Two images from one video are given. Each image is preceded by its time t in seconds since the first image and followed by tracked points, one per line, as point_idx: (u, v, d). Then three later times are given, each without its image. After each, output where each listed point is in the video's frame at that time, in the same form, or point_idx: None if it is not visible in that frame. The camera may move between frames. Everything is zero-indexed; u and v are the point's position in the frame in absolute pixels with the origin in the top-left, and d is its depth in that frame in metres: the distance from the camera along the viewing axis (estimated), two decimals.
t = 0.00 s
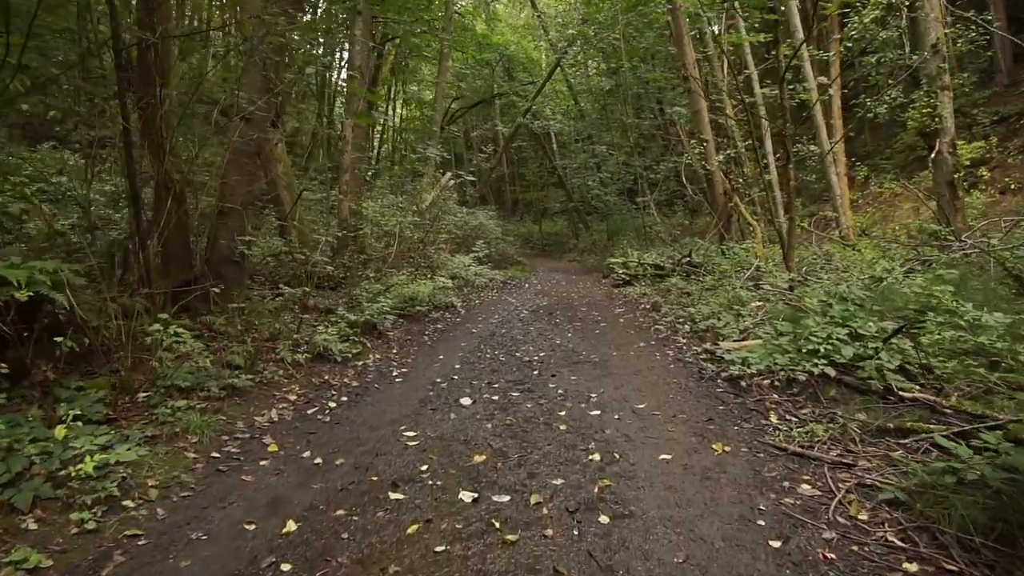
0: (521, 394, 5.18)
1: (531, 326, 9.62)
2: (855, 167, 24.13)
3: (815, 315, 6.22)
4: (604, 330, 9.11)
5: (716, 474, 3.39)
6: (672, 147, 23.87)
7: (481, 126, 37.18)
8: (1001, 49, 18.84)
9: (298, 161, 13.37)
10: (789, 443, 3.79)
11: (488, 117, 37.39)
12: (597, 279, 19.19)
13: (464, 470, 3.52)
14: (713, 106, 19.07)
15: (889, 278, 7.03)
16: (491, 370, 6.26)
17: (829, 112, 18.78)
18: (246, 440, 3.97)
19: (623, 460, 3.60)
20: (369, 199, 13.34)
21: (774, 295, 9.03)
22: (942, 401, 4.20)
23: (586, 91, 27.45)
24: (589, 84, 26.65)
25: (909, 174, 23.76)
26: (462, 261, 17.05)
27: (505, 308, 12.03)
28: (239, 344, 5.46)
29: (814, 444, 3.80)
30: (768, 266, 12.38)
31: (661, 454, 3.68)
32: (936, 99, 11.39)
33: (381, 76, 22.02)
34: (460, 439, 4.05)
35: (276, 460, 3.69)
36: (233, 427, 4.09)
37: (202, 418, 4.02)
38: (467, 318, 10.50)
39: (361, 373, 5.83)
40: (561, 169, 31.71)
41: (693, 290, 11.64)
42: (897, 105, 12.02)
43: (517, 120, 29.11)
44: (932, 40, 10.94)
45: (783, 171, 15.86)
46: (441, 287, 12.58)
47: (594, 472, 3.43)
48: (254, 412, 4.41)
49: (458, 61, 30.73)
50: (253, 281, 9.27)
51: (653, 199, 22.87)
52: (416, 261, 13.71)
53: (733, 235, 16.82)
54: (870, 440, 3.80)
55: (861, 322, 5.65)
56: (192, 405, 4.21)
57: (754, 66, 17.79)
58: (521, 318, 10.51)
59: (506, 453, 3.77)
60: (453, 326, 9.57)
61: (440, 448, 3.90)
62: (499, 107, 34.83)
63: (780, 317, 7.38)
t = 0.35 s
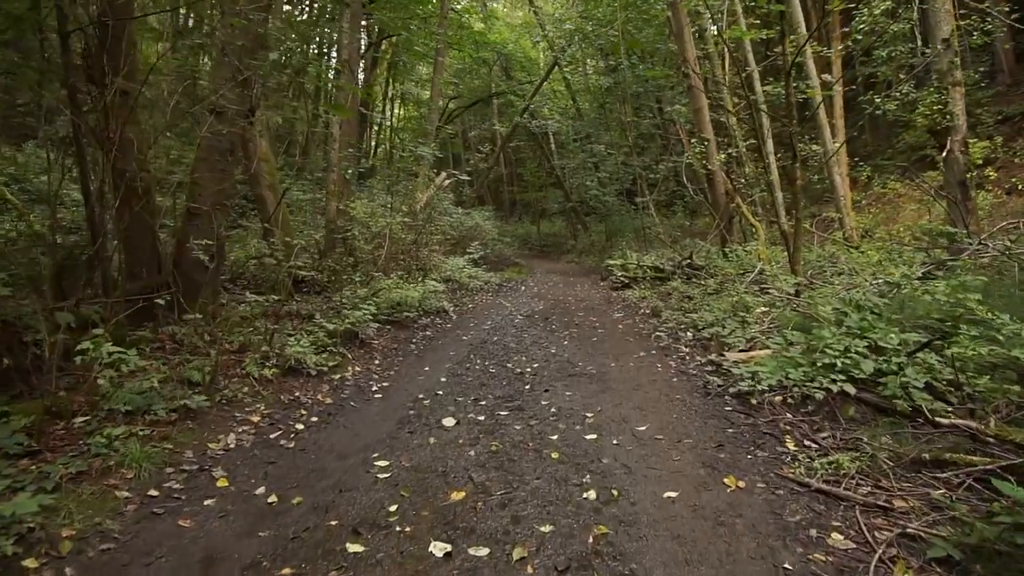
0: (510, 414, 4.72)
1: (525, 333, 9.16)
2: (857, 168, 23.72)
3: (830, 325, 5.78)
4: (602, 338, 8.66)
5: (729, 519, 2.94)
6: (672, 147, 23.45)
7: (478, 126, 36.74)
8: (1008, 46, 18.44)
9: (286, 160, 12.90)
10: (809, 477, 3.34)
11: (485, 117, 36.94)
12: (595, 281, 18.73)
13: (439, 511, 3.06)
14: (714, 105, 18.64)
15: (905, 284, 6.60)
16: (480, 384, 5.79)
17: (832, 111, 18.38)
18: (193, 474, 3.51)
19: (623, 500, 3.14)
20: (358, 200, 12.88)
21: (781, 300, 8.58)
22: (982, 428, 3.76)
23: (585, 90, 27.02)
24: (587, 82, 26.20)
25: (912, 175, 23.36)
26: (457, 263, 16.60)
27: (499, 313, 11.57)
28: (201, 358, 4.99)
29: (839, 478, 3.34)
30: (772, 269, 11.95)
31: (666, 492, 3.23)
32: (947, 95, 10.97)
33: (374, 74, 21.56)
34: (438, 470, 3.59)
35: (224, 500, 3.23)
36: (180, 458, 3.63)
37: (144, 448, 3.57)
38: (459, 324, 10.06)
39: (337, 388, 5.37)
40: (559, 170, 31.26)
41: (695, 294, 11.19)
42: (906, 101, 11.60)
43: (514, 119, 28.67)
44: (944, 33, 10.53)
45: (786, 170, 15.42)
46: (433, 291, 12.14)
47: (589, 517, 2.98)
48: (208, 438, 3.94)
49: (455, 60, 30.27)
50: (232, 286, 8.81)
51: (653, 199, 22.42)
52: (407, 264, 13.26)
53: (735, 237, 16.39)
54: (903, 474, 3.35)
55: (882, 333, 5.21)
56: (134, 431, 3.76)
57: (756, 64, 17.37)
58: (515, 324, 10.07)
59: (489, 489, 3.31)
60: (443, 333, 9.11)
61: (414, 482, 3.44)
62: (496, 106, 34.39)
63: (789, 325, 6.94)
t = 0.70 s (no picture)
0: (503, 427, 4.24)
1: (523, 334, 8.69)
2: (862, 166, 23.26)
3: (854, 327, 5.30)
4: (604, 339, 8.18)
5: (759, 566, 2.50)
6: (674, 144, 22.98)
7: (477, 123, 36.24)
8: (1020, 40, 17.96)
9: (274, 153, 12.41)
10: (848, 509, 2.89)
11: (484, 114, 36.44)
12: (595, 280, 18.25)
13: (414, 555, 2.61)
14: (718, 100, 18.15)
15: (932, 284, 6.12)
16: (472, 392, 5.30)
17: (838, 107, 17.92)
18: (130, 503, 3.05)
19: (631, 541, 2.70)
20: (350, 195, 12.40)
21: (794, 301, 8.09)
22: None
23: (585, 86, 26.54)
24: (587, 77, 25.70)
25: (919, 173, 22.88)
26: (453, 261, 16.11)
27: (495, 313, 11.09)
28: (160, 365, 4.51)
29: (886, 511, 2.89)
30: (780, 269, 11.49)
31: (682, 530, 2.78)
32: (965, 86, 10.49)
33: (369, 68, 21.05)
34: (416, 498, 3.13)
35: (164, 538, 2.77)
36: (117, 486, 3.16)
37: (73, 473, 3.11)
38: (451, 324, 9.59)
39: (314, 396, 4.88)
40: (558, 167, 30.78)
41: (700, 294, 10.73)
42: (921, 93, 11.12)
43: (513, 116, 28.19)
44: (962, 21, 10.05)
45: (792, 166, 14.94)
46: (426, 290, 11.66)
47: (591, 563, 2.53)
48: (154, 459, 3.47)
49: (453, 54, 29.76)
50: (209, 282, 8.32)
51: (654, 197, 21.94)
52: (401, 262, 12.77)
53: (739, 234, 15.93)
54: (963, 508, 2.92)
55: (914, 337, 4.74)
56: (64, 452, 3.31)
57: (762, 57, 16.90)
58: (511, 324, 9.58)
59: (475, 525, 2.85)
60: (435, 334, 8.63)
61: (387, 513, 2.97)
62: (496, 103, 33.90)
63: (807, 329, 6.44)
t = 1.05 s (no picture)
0: (492, 453, 3.77)
1: (519, 340, 8.22)
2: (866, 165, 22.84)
3: (881, 338, 4.84)
4: (604, 347, 7.70)
5: None
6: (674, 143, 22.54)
7: (475, 123, 35.79)
8: None
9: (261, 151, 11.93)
10: (903, 570, 2.46)
11: (482, 114, 35.98)
12: (593, 282, 17.79)
13: None
14: (719, 97, 17.70)
15: (960, 290, 5.68)
16: (460, 409, 4.84)
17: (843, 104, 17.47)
18: (41, 560, 2.61)
19: None
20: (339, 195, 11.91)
21: (805, 306, 7.63)
22: None
23: (584, 85, 26.10)
24: (586, 76, 25.24)
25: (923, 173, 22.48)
26: (448, 263, 15.65)
27: (490, 317, 10.62)
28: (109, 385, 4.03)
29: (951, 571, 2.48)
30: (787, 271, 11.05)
31: None
32: (980, 80, 10.05)
33: (363, 66, 20.58)
34: (386, 549, 2.67)
35: None
36: (28, 539, 2.70)
37: None
38: (444, 329, 9.13)
39: (284, 416, 4.40)
40: (556, 168, 30.33)
41: (704, 298, 10.27)
42: (933, 87, 10.67)
43: (511, 115, 27.73)
44: (978, 12, 9.60)
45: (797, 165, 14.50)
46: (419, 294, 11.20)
47: None
48: (81, 502, 3.02)
49: (449, 53, 29.28)
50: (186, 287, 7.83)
51: (654, 196, 21.49)
52: (393, 264, 12.30)
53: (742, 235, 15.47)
54: None
55: (952, 350, 4.28)
56: None
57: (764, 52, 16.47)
58: (507, 330, 9.10)
59: None
60: (426, 340, 8.16)
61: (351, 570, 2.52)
62: (493, 103, 33.44)
63: (824, 338, 5.97)
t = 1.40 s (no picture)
0: (474, 490, 3.31)
1: (512, 348, 7.72)
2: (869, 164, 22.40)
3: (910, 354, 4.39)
4: (603, 356, 7.21)
5: None
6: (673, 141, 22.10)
7: (472, 122, 35.32)
8: None
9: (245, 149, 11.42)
10: None
11: (478, 112, 35.49)
12: (591, 284, 17.34)
13: None
14: (721, 94, 17.23)
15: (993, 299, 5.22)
16: (444, 429, 4.37)
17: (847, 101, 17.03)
18: None
19: None
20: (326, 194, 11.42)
21: (817, 313, 7.17)
22: None
23: (582, 83, 25.63)
24: (584, 73, 24.73)
25: (927, 173, 22.05)
26: (441, 265, 15.15)
27: (483, 322, 10.17)
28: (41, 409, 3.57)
29: None
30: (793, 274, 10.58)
31: None
32: (996, 74, 9.61)
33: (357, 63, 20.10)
34: None
35: None
36: None
37: None
38: (433, 336, 8.65)
39: (243, 441, 3.94)
40: (554, 167, 29.86)
41: (708, 302, 9.81)
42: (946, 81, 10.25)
43: (508, 114, 27.24)
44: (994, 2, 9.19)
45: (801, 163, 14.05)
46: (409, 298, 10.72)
47: None
48: None
49: (445, 50, 28.74)
50: (157, 293, 7.34)
51: (653, 196, 21.04)
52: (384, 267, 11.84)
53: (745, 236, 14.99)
54: None
55: (995, 370, 3.83)
56: None
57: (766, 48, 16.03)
58: (500, 337, 8.61)
59: None
60: (413, 348, 7.70)
61: None
62: (490, 101, 32.94)
63: (842, 348, 5.51)
